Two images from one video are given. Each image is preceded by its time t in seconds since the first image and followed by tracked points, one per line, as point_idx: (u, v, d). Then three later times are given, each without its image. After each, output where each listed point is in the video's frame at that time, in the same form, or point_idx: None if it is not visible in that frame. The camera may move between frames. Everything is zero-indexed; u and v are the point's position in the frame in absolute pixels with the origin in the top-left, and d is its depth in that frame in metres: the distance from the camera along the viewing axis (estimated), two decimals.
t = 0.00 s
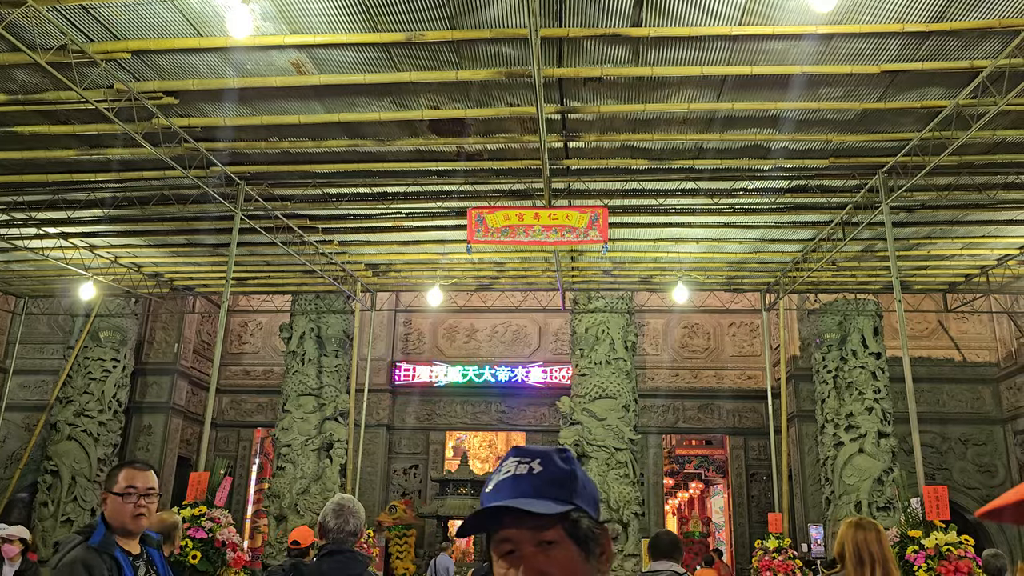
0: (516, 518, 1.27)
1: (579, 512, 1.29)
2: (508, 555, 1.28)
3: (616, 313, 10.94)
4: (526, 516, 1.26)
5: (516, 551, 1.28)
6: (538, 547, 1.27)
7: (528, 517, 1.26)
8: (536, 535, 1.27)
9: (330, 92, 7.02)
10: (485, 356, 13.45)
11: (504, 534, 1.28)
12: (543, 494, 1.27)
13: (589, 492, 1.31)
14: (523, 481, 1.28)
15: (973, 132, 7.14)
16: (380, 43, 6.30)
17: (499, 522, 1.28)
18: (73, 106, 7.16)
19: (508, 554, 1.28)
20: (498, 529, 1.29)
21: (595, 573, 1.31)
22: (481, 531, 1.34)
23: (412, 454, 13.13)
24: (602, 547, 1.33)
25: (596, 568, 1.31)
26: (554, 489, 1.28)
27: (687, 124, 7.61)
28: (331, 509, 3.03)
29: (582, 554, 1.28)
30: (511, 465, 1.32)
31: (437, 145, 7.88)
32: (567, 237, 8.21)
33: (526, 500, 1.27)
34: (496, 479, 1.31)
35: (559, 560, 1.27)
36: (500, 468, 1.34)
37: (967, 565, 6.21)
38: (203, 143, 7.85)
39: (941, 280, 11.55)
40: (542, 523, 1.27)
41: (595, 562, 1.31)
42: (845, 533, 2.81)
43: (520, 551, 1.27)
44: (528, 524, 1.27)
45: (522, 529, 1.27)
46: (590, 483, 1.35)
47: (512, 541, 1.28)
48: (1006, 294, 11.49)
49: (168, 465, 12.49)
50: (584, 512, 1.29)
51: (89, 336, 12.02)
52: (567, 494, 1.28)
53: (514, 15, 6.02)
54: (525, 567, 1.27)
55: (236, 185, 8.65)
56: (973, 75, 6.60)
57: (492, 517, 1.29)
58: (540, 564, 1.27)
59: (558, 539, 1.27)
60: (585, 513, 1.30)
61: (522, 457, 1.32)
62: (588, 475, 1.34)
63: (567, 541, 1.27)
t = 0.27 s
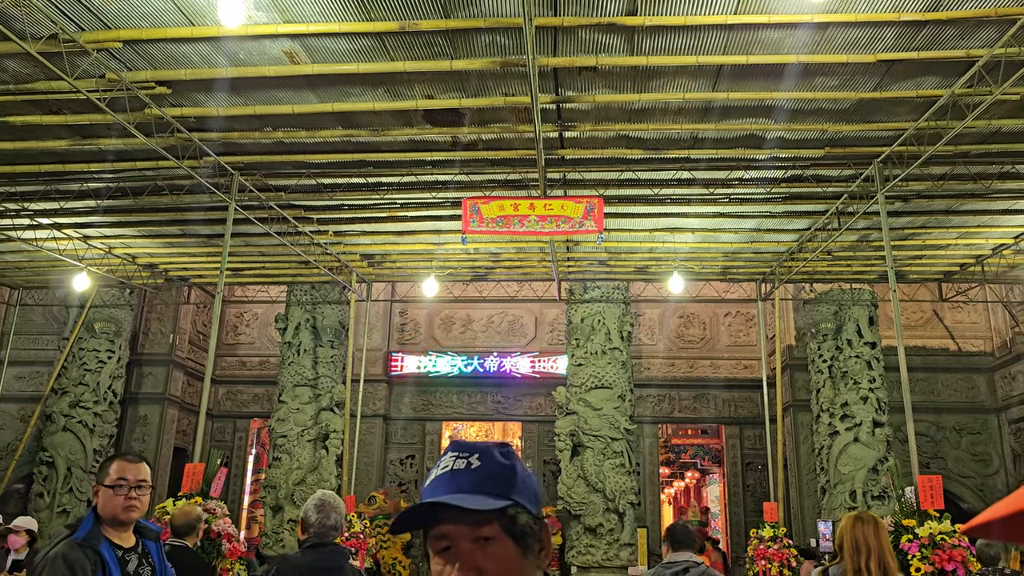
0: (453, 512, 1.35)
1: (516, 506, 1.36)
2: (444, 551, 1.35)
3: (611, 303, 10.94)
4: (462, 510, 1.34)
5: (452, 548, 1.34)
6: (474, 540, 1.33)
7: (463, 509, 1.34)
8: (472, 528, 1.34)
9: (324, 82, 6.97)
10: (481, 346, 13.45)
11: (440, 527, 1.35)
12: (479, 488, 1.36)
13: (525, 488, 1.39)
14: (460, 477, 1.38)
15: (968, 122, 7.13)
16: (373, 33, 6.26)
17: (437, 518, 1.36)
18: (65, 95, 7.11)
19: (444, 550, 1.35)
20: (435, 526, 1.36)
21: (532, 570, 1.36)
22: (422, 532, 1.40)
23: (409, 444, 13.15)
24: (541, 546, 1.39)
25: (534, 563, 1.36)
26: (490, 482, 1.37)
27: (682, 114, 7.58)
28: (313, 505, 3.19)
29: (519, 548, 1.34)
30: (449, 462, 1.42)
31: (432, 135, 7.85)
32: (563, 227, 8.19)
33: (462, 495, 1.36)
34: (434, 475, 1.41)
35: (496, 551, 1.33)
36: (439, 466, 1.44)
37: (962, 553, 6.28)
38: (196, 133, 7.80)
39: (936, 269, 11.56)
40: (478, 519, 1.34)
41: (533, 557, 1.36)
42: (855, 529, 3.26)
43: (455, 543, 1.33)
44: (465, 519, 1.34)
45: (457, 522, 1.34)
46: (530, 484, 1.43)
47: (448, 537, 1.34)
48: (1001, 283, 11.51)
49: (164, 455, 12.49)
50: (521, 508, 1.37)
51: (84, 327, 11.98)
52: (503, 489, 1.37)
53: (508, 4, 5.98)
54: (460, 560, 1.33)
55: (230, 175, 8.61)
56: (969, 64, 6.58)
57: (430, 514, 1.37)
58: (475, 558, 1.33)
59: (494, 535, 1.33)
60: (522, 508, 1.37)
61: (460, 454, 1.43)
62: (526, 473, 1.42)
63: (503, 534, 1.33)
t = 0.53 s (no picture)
0: (427, 504, 1.31)
1: (493, 500, 1.32)
2: (419, 542, 1.32)
3: (606, 290, 10.94)
4: (437, 501, 1.30)
5: (427, 539, 1.31)
6: (449, 533, 1.30)
7: (439, 503, 1.30)
8: (447, 522, 1.30)
9: (317, 69, 6.92)
10: (476, 334, 13.45)
11: (414, 519, 1.32)
12: (455, 480, 1.32)
13: (502, 480, 1.34)
14: (436, 467, 1.33)
15: (964, 108, 7.12)
16: (366, 19, 6.21)
17: (412, 509, 1.32)
18: (55, 83, 7.04)
19: (420, 541, 1.31)
20: (410, 516, 1.33)
21: (509, 562, 1.33)
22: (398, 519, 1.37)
23: (405, 432, 13.18)
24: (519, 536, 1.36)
25: (511, 555, 1.33)
26: (466, 475, 1.32)
27: (677, 101, 7.55)
28: (279, 489, 3.21)
29: (495, 541, 1.31)
30: (425, 451, 1.37)
31: (426, 122, 7.80)
32: (558, 215, 8.16)
33: (438, 486, 1.32)
34: (410, 465, 1.36)
35: (470, 545, 1.29)
36: (415, 455, 1.39)
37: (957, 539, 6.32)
38: (188, 120, 7.74)
39: (931, 256, 11.58)
40: (454, 510, 1.31)
41: (510, 549, 1.33)
42: (837, 519, 3.37)
43: (431, 537, 1.30)
44: (440, 511, 1.31)
45: (431, 514, 1.31)
46: (508, 472, 1.39)
47: (424, 528, 1.31)
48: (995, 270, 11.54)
49: (160, 444, 12.49)
50: (498, 499, 1.33)
51: (78, 316, 11.93)
52: (480, 480, 1.32)
53: None
54: (435, 553, 1.30)
55: (223, 163, 8.56)
56: (965, 50, 6.56)
57: (405, 504, 1.33)
58: (450, 550, 1.30)
59: (470, 527, 1.30)
60: (500, 500, 1.33)
61: (437, 443, 1.37)
62: (506, 463, 1.38)
63: (479, 527, 1.30)
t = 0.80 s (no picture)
0: (427, 497, 1.31)
1: (493, 493, 1.32)
2: (417, 536, 1.31)
3: (599, 280, 10.94)
4: (437, 494, 1.30)
5: (425, 532, 1.31)
6: (448, 526, 1.30)
7: (438, 496, 1.30)
8: (447, 515, 1.31)
9: (307, 59, 6.87)
10: (469, 324, 13.45)
11: (413, 512, 1.32)
12: (454, 474, 1.31)
13: (501, 473, 1.34)
14: (435, 460, 1.33)
15: (954, 96, 7.13)
16: (355, 9, 6.16)
17: (409, 501, 1.32)
18: (43, 74, 6.97)
19: (418, 535, 1.31)
20: (408, 510, 1.32)
21: (506, 556, 1.33)
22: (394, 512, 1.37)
23: (398, 422, 13.20)
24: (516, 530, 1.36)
25: (508, 549, 1.33)
26: (467, 468, 1.32)
27: (669, 90, 7.54)
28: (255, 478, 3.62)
29: (494, 535, 1.31)
30: (425, 445, 1.36)
31: (417, 113, 7.77)
32: (550, 205, 8.15)
33: (438, 479, 1.31)
34: (410, 458, 1.35)
35: (470, 539, 1.30)
36: (415, 448, 1.38)
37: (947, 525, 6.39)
38: (178, 111, 7.69)
39: (922, 244, 11.61)
40: (453, 503, 1.31)
41: (507, 543, 1.33)
42: (828, 505, 3.51)
43: (431, 530, 1.30)
44: (439, 503, 1.31)
45: (431, 507, 1.31)
46: (506, 465, 1.39)
47: (422, 522, 1.31)
48: (986, 257, 11.59)
49: (154, 436, 12.48)
50: (497, 493, 1.32)
51: (69, 309, 11.87)
52: (479, 473, 1.32)
53: None
54: (433, 546, 1.30)
55: (213, 154, 8.51)
56: (955, 38, 6.56)
57: (404, 497, 1.32)
58: (448, 543, 1.30)
59: (468, 520, 1.30)
60: (498, 494, 1.33)
61: (436, 436, 1.36)
62: (504, 458, 1.37)
63: (478, 520, 1.30)
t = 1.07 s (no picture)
0: (439, 490, 1.32)
1: (504, 485, 1.33)
2: (429, 529, 1.32)
3: (591, 272, 10.94)
4: (448, 487, 1.31)
5: (437, 526, 1.32)
6: (460, 519, 1.31)
7: (450, 488, 1.31)
8: (458, 508, 1.31)
9: (296, 53, 6.83)
10: (462, 318, 13.45)
11: (424, 504, 1.33)
12: (465, 467, 1.32)
13: (512, 467, 1.35)
14: (446, 454, 1.33)
15: (944, 86, 7.14)
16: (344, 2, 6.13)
17: (421, 494, 1.33)
18: (29, 70, 6.91)
19: (430, 528, 1.32)
20: (420, 503, 1.33)
21: (518, 550, 1.34)
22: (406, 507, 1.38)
23: (393, 417, 13.21)
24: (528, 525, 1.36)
25: (520, 543, 1.34)
26: (478, 461, 1.32)
27: (659, 82, 7.53)
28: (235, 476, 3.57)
29: (506, 528, 1.32)
30: (436, 438, 1.36)
31: (408, 106, 7.74)
32: (542, 198, 8.14)
33: (448, 473, 1.32)
34: (421, 452, 1.36)
35: (481, 532, 1.30)
36: (425, 440, 1.38)
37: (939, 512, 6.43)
38: (167, 107, 7.63)
39: (913, 233, 11.66)
40: (465, 497, 1.31)
41: (519, 537, 1.34)
42: (828, 496, 3.55)
43: (443, 523, 1.31)
44: (450, 496, 1.32)
45: (442, 501, 1.32)
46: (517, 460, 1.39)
47: (434, 515, 1.32)
48: (976, 246, 11.66)
49: (147, 434, 12.44)
50: (508, 486, 1.33)
51: (60, 306, 11.81)
52: (490, 467, 1.32)
53: None
54: (444, 539, 1.30)
55: (202, 150, 8.46)
56: (945, 27, 6.57)
57: (415, 490, 1.33)
58: (460, 536, 1.30)
59: (479, 514, 1.31)
60: (509, 487, 1.33)
61: (447, 429, 1.37)
62: (514, 452, 1.38)
63: (489, 513, 1.31)
